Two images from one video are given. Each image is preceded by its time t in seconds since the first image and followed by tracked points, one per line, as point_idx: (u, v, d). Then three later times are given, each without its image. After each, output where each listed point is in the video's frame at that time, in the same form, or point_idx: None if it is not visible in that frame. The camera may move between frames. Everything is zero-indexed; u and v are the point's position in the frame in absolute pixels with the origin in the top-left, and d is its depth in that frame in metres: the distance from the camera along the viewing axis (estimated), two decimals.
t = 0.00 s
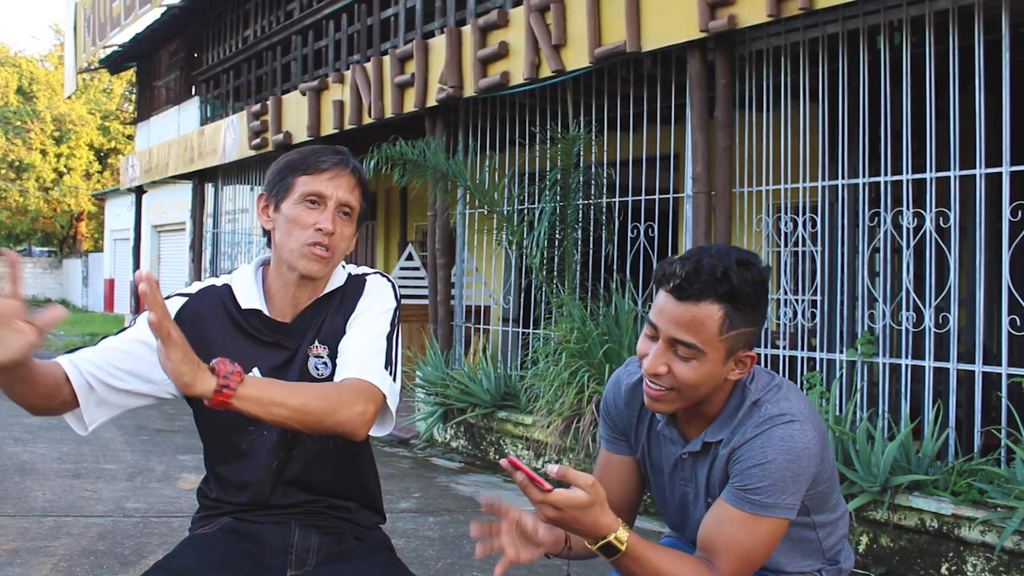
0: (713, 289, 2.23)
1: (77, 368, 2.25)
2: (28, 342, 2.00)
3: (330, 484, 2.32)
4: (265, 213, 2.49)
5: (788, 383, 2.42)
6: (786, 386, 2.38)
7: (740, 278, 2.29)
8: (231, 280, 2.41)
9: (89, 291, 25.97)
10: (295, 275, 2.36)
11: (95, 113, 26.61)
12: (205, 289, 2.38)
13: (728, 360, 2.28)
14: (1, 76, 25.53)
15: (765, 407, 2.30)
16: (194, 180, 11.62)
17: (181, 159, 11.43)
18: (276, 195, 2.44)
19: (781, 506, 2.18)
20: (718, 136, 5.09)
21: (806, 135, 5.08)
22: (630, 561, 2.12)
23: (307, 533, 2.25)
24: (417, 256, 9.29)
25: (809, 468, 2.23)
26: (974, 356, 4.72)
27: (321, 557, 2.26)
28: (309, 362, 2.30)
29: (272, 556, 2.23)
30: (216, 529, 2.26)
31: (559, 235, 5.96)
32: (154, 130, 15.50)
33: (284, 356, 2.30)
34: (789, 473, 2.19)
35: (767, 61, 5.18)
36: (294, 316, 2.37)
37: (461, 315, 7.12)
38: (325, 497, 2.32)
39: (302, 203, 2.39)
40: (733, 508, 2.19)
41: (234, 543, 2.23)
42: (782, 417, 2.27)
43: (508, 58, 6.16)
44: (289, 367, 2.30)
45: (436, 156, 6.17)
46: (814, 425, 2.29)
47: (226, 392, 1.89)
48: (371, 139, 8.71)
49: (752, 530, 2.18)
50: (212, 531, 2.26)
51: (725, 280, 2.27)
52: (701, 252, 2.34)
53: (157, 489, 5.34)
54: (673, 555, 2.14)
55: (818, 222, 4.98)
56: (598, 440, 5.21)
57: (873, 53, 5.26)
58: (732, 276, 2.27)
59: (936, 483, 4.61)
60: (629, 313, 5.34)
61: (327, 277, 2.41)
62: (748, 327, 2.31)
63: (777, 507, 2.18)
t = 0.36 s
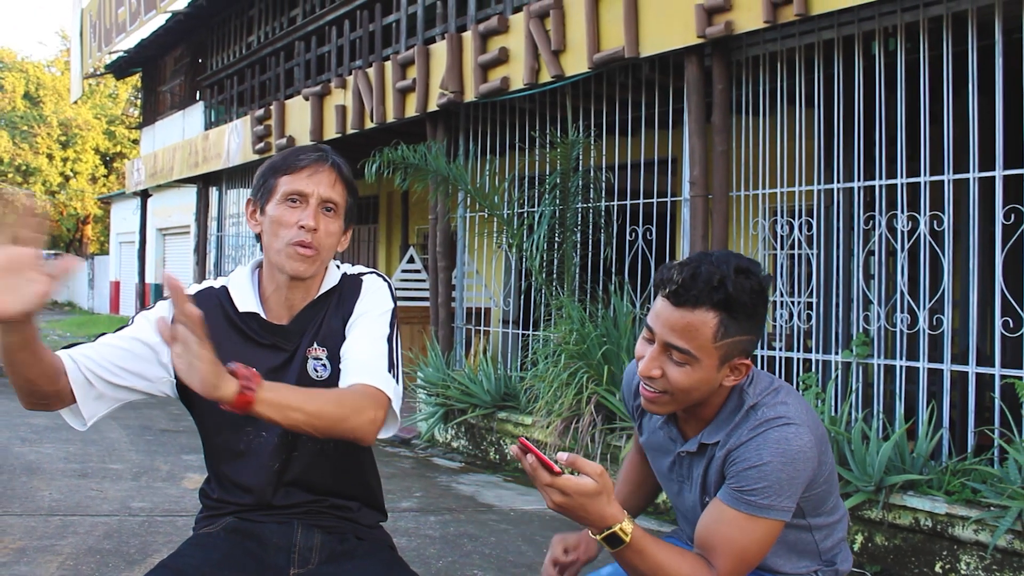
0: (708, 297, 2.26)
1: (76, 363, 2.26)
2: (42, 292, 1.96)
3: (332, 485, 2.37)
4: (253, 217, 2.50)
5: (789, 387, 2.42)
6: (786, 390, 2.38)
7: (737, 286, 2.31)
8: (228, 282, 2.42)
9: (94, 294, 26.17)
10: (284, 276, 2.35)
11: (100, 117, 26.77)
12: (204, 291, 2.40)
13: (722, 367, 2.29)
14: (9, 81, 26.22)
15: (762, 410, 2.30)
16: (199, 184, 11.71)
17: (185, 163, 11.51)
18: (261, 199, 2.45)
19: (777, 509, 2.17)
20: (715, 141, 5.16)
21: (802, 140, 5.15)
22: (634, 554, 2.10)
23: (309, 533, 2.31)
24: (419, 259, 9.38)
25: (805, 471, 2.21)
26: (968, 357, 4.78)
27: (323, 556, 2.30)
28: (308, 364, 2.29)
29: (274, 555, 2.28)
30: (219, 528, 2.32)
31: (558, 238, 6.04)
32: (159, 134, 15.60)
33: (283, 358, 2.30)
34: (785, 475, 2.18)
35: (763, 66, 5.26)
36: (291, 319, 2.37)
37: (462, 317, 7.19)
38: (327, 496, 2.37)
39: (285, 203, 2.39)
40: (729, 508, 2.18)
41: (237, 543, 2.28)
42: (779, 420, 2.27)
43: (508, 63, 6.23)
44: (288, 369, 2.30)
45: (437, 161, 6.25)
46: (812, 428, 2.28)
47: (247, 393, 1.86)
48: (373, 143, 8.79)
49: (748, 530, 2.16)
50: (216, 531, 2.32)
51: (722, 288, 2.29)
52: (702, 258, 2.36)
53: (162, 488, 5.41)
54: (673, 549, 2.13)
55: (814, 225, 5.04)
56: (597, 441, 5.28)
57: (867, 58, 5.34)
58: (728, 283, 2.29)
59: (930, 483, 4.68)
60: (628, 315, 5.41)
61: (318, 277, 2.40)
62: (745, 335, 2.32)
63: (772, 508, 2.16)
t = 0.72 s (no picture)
0: (702, 299, 2.32)
1: (89, 391, 2.26)
2: None
3: (335, 485, 2.40)
4: (258, 223, 2.53)
5: (787, 388, 2.47)
6: (784, 391, 2.43)
7: (731, 288, 2.37)
8: (233, 287, 2.43)
9: (100, 296, 26.33)
10: (293, 282, 2.39)
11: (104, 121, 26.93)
12: (207, 298, 2.40)
13: (717, 367, 2.35)
14: (18, 88, 27.40)
15: (760, 410, 2.36)
16: (204, 188, 11.80)
17: (190, 167, 11.60)
18: (268, 205, 2.48)
19: (774, 507, 2.23)
20: (712, 145, 5.23)
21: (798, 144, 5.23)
22: (637, 549, 2.15)
23: (313, 532, 2.31)
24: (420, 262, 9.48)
25: (802, 471, 2.27)
26: (961, 359, 4.86)
27: (327, 556, 2.29)
28: (316, 370, 2.32)
29: (278, 553, 2.27)
30: (224, 528, 2.32)
31: (558, 241, 6.11)
32: (165, 139, 15.72)
33: (290, 362, 2.32)
34: (782, 475, 2.24)
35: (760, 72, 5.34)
36: (296, 324, 2.41)
37: (462, 318, 7.27)
38: (331, 496, 2.40)
39: (293, 210, 2.43)
40: (728, 507, 2.23)
41: (241, 542, 2.28)
42: (776, 420, 2.32)
43: (509, 68, 6.31)
44: (294, 374, 2.32)
45: (438, 165, 6.33)
46: (809, 429, 2.34)
47: (283, 446, 1.91)
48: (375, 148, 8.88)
49: (747, 528, 2.22)
50: (220, 530, 2.32)
51: (716, 291, 2.34)
52: (700, 260, 2.41)
53: (167, 488, 5.47)
54: (674, 546, 2.18)
55: (809, 229, 5.11)
56: (596, 441, 5.35)
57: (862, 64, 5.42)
58: (722, 286, 2.35)
59: (924, 482, 4.74)
60: (625, 317, 5.49)
61: (326, 282, 2.44)
62: (741, 337, 2.37)
63: (769, 507, 2.22)
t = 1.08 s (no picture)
0: (705, 309, 2.33)
1: (126, 431, 2.34)
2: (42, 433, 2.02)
3: (337, 485, 2.40)
4: (264, 227, 2.60)
5: (782, 389, 2.52)
6: (779, 392, 2.48)
7: (732, 296, 2.39)
8: (235, 291, 2.49)
9: (105, 298, 26.51)
10: (299, 285, 2.45)
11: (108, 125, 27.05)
12: (211, 305, 2.46)
13: (717, 373, 2.39)
14: (25, 93, 28.15)
15: (756, 412, 2.40)
16: (208, 192, 11.90)
17: (194, 171, 11.69)
18: (274, 210, 2.54)
19: (770, 508, 2.27)
20: (710, 149, 5.31)
21: (794, 148, 5.30)
22: (637, 549, 2.20)
23: (316, 531, 2.31)
24: (422, 264, 9.58)
25: (797, 472, 2.31)
26: (954, 360, 4.93)
27: (330, 555, 2.29)
28: (321, 371, 2.39)
29: (281, 553, 2.29)
30: (228, 527, 2.36)
31: (557, 244, 6.19)
32: (169, 144, 15.84)
33: (295, 364, 2.39)
34: (778, 476, 2.28)
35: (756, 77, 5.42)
36: (300, 327, 2.46)
37: (463, 320, 7.35)
38: (335, 495, 2.40)
39: (301, 215, 2.49)
40: (725, 507, 2.28)
41: (245, 541, 2.31)
42: (772, 422, 2.37)
43: (508, 74, 6.39)
44: (300, 376, 2.39)
45: (439, 169, 6.42)
46: (804, 430, 2.38)
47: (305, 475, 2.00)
48: (377, 152, 8.98)
49: (743, 528, 2.26)
50: (225, 530, 2.36)
51: (717, 301, 2.36)
52: (701, 267, 2.42)
53: (172, 488, 5.55)
54: (674, 546, 2.23)
55: (805, 232, 5.18)
56: (595, 441, 5.41)
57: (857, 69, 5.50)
58: (723, 294, 2.37)
59: (918, 482, 4.81)
60: (624, 318, 5.57)
61: (330, 286, 2.50)
62: (741, 343, 2.41)
63: (765, 508, 2.26)
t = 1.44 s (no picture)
0: (708, 317, 2.37)
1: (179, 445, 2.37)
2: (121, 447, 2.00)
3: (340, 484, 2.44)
4: (277, 228, 2.63)
5: (780, 391, 2.58)
6: (777, 395, 2.54)
7: (734, 303, 2.42)
8: (243, 293, 2.55)
9: (110, 300, 26.65)
10: (309, 289, 2.53)
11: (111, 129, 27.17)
12: (220, 307, 2.51)
13: (718, 379, 2.44)
14: (33, 99, 28.54)
15: (755, 415, 2.46)
16: (212, 196, 11.99)
17: (199, 175, 11.78)
18: (290, 212, 2.58)
19: (768, 508, 2.33)
20: (707, 154, 5.38)
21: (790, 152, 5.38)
22: (637, 551, 2.25)
23: (319, 529, 2.35)
24: (423, 267, 9.68)
25: (795, 473, 2.38)
26: (948, 361, 5.00)
27: (332, 554, 2.34)
28: (325, 373, 2.45)
29: (284, 551, 2.33)
30: (233, 526, 2.41)
31: (556, 247, 6.28)
32: (174, 148, 15.95)
33: (302, 366, 2.45)
34: (777, 478, 2.34)
35: (753, 83, 5.49)
36: (307, 330, 2.54)
37: (463, 322, 7.44)
38: (337, 494, 2.44)
39: (318, 220, 2.55)
40: (725, 508, 2.34)
41: (249, 539, 2.36)
42: (771, 424, 2.43)
43: (509, 79, 6.48)
44: (306, 378, 2.45)
45: (440, 173, 6.53)
46: (801, 432, 2.45)
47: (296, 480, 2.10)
48: (380, 156, 9.07)
49: (742, 529, 2.32)
50: (229, 528, 2.41)
51: (720, 309, 2.39)
52: (701, 275, 2.45)
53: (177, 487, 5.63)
54: (673, 547, 2.28)
55: (801, 235, 5.26)
56: (594, 442, 5.48)
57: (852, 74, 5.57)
58: (725, 302, 2.40)
59: (912, 482, 4.87)
60: (623, 320, 5.64)
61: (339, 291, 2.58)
62: (741, 349, 2.45)
63: (764, 508, 2.33)
